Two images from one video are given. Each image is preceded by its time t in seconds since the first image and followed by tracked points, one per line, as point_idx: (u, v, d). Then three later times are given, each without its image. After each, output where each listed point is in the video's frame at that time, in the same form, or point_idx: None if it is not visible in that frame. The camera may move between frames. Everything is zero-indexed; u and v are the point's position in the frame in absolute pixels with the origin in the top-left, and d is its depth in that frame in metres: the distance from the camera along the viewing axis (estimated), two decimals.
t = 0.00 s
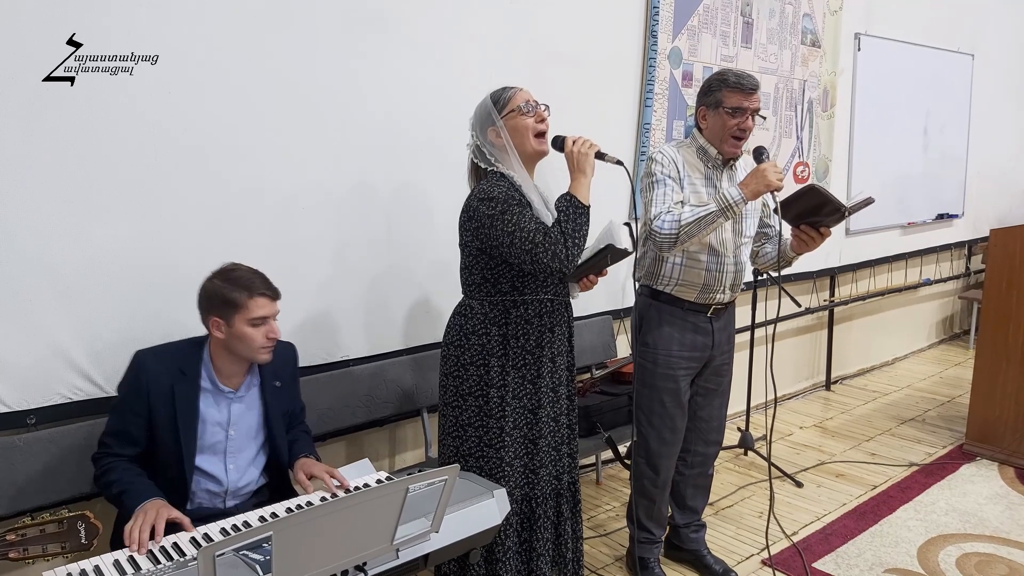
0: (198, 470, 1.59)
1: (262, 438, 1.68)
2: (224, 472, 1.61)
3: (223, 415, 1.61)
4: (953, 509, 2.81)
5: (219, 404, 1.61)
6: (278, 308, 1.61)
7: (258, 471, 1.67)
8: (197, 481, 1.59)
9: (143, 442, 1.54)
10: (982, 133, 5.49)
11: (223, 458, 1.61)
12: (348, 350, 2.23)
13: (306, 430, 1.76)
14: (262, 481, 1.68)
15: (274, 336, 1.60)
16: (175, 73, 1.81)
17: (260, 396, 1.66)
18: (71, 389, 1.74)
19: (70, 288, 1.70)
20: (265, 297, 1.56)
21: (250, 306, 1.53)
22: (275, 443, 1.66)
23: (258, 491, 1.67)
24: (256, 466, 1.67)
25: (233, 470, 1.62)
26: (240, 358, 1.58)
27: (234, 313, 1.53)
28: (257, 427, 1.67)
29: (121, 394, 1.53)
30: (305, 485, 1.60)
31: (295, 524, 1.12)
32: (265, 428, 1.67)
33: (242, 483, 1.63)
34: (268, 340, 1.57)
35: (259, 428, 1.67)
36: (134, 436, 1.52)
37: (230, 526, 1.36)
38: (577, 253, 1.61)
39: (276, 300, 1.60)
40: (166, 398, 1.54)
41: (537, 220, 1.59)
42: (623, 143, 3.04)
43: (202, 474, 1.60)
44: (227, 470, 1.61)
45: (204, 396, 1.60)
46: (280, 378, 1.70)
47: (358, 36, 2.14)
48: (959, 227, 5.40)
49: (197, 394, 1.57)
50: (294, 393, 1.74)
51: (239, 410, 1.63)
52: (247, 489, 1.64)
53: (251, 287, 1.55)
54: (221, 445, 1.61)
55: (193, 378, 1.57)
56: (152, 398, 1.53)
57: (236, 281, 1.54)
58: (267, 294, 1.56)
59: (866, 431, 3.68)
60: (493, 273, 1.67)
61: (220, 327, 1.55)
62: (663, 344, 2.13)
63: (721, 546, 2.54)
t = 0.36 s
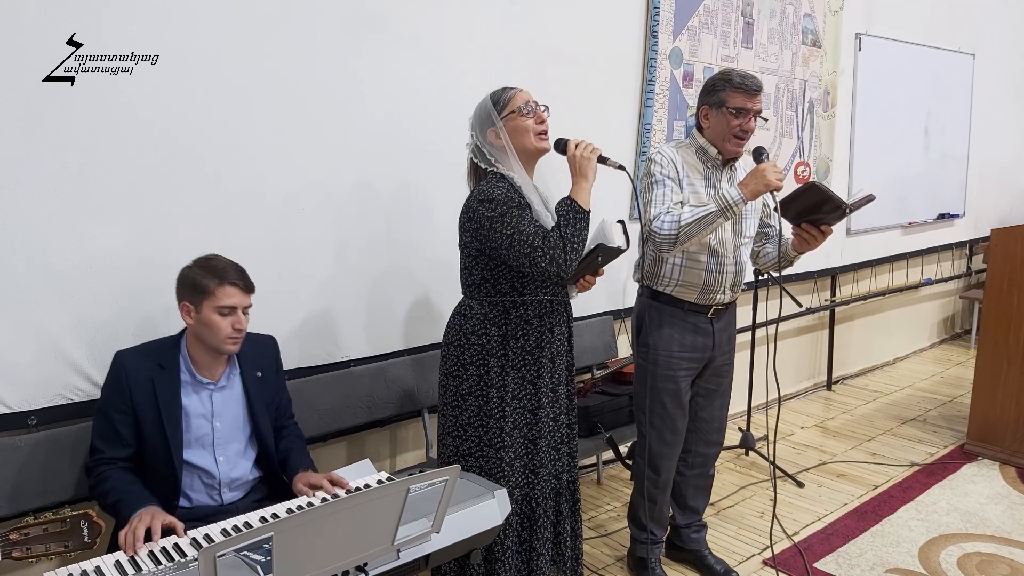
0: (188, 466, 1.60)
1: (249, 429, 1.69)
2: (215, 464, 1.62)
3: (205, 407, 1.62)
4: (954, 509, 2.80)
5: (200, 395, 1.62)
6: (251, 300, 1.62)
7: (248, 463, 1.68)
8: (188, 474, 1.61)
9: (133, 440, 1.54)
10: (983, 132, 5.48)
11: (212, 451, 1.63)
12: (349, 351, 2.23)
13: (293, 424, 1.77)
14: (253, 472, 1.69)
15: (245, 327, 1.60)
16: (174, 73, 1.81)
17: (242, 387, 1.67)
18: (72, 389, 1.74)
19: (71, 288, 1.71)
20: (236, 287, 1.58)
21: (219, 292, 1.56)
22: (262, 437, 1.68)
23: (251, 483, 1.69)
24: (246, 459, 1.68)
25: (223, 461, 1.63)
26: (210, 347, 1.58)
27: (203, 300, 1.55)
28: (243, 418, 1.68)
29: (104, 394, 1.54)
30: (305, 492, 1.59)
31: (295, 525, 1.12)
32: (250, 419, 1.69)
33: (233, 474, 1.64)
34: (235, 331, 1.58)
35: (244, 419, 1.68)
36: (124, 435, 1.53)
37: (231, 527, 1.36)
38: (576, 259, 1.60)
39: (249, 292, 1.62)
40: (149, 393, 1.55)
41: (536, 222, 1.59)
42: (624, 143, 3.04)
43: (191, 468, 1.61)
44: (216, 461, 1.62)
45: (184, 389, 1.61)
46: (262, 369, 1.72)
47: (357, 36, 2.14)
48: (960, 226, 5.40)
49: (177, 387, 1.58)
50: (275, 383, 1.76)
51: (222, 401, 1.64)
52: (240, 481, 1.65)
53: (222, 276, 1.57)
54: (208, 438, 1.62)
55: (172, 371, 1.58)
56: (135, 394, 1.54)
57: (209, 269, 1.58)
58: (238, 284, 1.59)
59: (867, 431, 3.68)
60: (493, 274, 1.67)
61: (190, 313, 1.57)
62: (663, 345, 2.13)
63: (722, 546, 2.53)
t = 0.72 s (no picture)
0: (183, 458, 1.60)
1: (242, 421, 1.70)
2: (210, 456, 1.63)
3: (198, 399, 1.63)
4: (954, 509, 2.80)
5: (193, 387, 1.63)
6: (243, 296, 1.63)
7: (245, 454, 1.69)
8: (185, 466, 1.61)
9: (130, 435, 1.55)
10: (983, 132, 5.49)
11: (206, 443, 1.63)
12: (348, 350, 2.23)
13: (289, 418, 1.77)
14: (249, 465, 1.69)
15: (236, 322, 1.62)
16: (174, 73, 1.81)
17: (233, 378, 1.68)
18: (70, 388, 1.74)
19: (70, 287, 1.70)
20: (230, 282, 1.60)
21: (212, 287, 1.57)
22: (257, 428, 1.68)
23: (249, 474, 1.69)
24: (242, 450, 1.69)
25: (218, 452, 1.63)
26: (201, 341, 1.59)
27: (197, 293, 1.56)
28: (236, 410, 1.69)
29: (99, 390, 1.55)
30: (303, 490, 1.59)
31: (293, 525, 1.12)
32: (243, 413, 1.69)
33: (229, 465, 1.65)
34: (228, 325, 1.59)
35: (236, 412, 1.69)
36: (120, 431, 1.53)
37: (230, 526, 1.36)
38: (573, 262, 1.60)
39: (242, 288, 1.64)
40: (142, 385, 1.56)
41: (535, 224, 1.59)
42: (624, 143, 3.04)
43: (187, 459, 1.61)
44: (211, 453, 1.62)
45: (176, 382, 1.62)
46: (253, 362, 1.72)
47: (357, 35, 2.14)
48: (960, 226, 5.40)
49: (170, 380, 1.59)
50: (268, 377, 1.76)
51: (213, 392, 1.65)
52: (237, 471, 1.66)
53: (217, 271, 1.58)
54: (201, 430, 1.63)
55: (163, 364, 1.59)
56: (128, 386, 1.54)
57: (204, 263, 1.59)
58: (232, 279, 1.60)
59: (866, 431, 3.68)
60: (491, 274, 1.67)
61: (183, 306, 1.58)
62: (663, 345, 2.13)
63: (721, 546, 2.53)
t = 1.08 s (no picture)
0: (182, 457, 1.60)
1: (239, 419, 1.70)
2: (207, 454, 1.63)
3: (195, 399, 1.64)
4: (953, 510, 2.80)
5: (192, 387, 1.63)
6: (245, 301, 1.63)
7: (241, 452, 1.70)
8: (183, 465, 1.61)
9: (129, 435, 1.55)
10: (983, 133, 5.49)
11: (204, 442, 1.64)
12: (348, 350, 2.23)
13: (287, 418, 1.78)
14: (247, 464, 1.70)
15: (236, 326, 1.62)
16: (174, 73, 1.81)
17: (230, 379, 1.68)
18: (70, 387, 1.74)
19: (70, 287, 1.71)
20: (234, 287, 1.60)
21: (215, 291, 1.57)
22: (256, 428, 1.69)
23: (246, 471, 1.70)
24: (239, 447, 1.70)
25: (215, 452, 1.64)
26: (200, 342, 1.60)
27: (200, 295, 1.57)
28: (232, 410, 1.69)
29: (99, 388, 1.55)
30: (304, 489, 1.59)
31: (293, 524, 1.12)
32: (240, 413, 1.70)
33: (226, 463, 1.66)
34: (227, 329, 1.59)
35: (233, 412, 1.69)
36: (121, 431, 1.53)
37: (230, 526, 1.36)
38: (570, 265, 1.59)
39: (245, 293, 1.63)
40: (142, 384, 1.56)
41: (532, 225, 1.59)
42: (624, 143, 3.04)
43: (185, 459, 1.61)
44: (208, 452, 1.63)
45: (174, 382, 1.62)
46: (250, 362, 1.72)
47: (357, 35, 2.14)
48: (959, 227, 5.40)
49: (169, 379, 1.59)
50: (267, 377, 1.76)
51: (211, 392, 1.65)
52: (234, 467, 1.67)
53: (221, 275, 1.58)
54: (198, 430, 1.63)
55: (162, 364, 1.59)
56: (128, 385, 1.54)
57: (209, 266, 1.58)
58: (236, 284, 1.59)
59: (866, 431, 3.68)
60: (490, 274, 1.67)
61: (186, 306, 1.58)
62: (664, 345, 2.13)
63: (721, 546, 2.54)
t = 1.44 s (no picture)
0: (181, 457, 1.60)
1: (237, 418, 1.70)
2: (206, 452, 1.63)
3: (193, 395, 1.64)
4: (952, 512, 2.81)
5: (190, 383, 1.63)
6: (236, 307, 1.60)
7: (240, 451, 1.70)
8: (181, 463, 1.61)
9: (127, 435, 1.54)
10: (983, 135, 5.49)
11: (203, 439, 1.64)
12: (348, 351, 2.24)
13: (286, 414, 1.78)
14: (246, 462, 1.70)
15: (224, 332, 1.59)
16: (174, 73, 1.81)
17: (228, 376, 1.68)
18: (71, 387, 1.74)
19: (70, 287, 1.71)
20: (222, 293, 1.57)
21: (201, 294, 1.55)
22: (255, 428, 1.69)
23: (246, 471, 1.70)
24: (238, 445, 1.70)
25: (214, 449, 1.64)
26: (187, 341, 1.59)
27: (189, 296, 1.56)
28: (230, 408, 1.69)
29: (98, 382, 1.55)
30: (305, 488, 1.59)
31: (292, 526, 1.12)
32: (238, 411, 1.70)
33: (225, 463, 1.65)
34: (211, 335, 1.57)
35: (232, 409, 1.69)
36: (122, 425, 1.53)
37: (229, 527, 1.35)
38: (568, 267, 1.60)
39: (237, 300, 1.60)
40: (141, 379, 1.56)
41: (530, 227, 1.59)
42: (624, 145, 3.04)
43: (184, 456, 1.61)
44: (207, 449, 1.63)
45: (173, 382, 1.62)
46: (248, 360, 1.72)
47: (357, 35, 2.14)
48: (959, 230, 5.41)
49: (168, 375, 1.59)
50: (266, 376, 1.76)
51: (210, 389, 1.66)
52: (234, 466, 1.67)
53: (211, 279, 1.56)
54: (196, 426, 1.63)
55: (161, 360, 1.59)
56: (127, 380, 1.54)
57: (201, 269, 1.56)
58: (223, 290, 1.56)
59: (866, 434, 3.68)
60: (489, 276, 1.67)
61: (178, 305, 1.59)
62: (665, 347, 2.13)
63: (720, 549, 2.54)
